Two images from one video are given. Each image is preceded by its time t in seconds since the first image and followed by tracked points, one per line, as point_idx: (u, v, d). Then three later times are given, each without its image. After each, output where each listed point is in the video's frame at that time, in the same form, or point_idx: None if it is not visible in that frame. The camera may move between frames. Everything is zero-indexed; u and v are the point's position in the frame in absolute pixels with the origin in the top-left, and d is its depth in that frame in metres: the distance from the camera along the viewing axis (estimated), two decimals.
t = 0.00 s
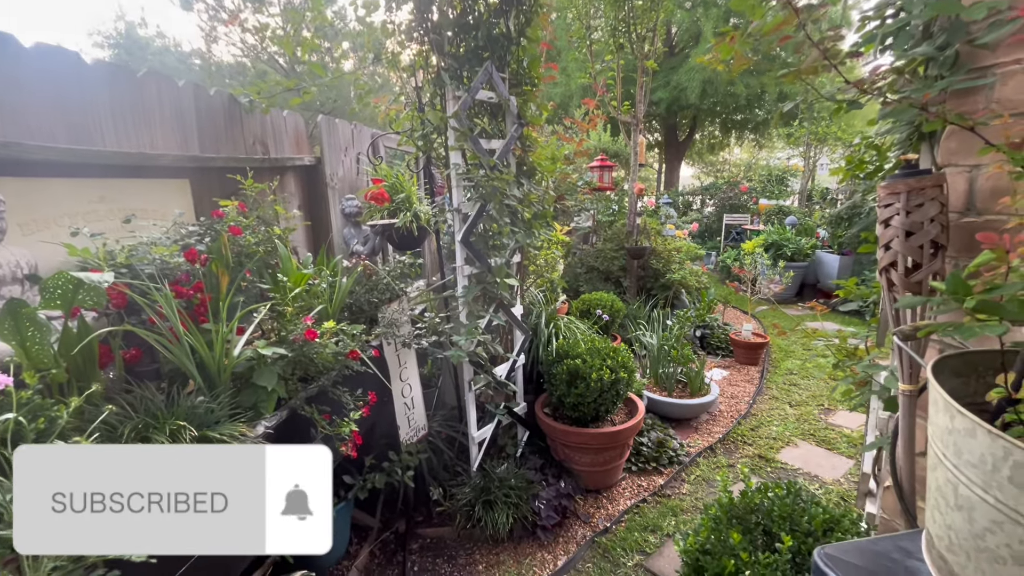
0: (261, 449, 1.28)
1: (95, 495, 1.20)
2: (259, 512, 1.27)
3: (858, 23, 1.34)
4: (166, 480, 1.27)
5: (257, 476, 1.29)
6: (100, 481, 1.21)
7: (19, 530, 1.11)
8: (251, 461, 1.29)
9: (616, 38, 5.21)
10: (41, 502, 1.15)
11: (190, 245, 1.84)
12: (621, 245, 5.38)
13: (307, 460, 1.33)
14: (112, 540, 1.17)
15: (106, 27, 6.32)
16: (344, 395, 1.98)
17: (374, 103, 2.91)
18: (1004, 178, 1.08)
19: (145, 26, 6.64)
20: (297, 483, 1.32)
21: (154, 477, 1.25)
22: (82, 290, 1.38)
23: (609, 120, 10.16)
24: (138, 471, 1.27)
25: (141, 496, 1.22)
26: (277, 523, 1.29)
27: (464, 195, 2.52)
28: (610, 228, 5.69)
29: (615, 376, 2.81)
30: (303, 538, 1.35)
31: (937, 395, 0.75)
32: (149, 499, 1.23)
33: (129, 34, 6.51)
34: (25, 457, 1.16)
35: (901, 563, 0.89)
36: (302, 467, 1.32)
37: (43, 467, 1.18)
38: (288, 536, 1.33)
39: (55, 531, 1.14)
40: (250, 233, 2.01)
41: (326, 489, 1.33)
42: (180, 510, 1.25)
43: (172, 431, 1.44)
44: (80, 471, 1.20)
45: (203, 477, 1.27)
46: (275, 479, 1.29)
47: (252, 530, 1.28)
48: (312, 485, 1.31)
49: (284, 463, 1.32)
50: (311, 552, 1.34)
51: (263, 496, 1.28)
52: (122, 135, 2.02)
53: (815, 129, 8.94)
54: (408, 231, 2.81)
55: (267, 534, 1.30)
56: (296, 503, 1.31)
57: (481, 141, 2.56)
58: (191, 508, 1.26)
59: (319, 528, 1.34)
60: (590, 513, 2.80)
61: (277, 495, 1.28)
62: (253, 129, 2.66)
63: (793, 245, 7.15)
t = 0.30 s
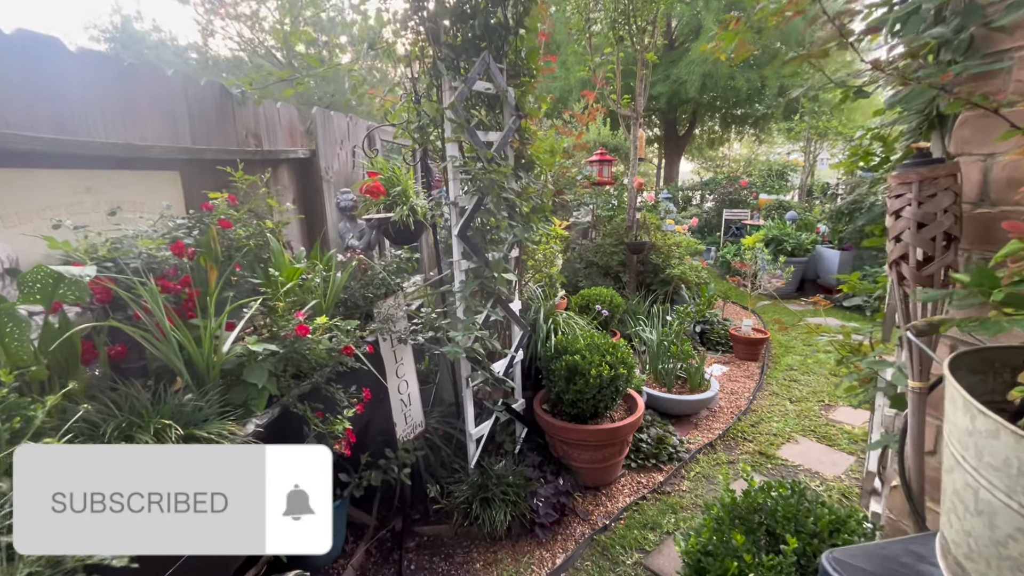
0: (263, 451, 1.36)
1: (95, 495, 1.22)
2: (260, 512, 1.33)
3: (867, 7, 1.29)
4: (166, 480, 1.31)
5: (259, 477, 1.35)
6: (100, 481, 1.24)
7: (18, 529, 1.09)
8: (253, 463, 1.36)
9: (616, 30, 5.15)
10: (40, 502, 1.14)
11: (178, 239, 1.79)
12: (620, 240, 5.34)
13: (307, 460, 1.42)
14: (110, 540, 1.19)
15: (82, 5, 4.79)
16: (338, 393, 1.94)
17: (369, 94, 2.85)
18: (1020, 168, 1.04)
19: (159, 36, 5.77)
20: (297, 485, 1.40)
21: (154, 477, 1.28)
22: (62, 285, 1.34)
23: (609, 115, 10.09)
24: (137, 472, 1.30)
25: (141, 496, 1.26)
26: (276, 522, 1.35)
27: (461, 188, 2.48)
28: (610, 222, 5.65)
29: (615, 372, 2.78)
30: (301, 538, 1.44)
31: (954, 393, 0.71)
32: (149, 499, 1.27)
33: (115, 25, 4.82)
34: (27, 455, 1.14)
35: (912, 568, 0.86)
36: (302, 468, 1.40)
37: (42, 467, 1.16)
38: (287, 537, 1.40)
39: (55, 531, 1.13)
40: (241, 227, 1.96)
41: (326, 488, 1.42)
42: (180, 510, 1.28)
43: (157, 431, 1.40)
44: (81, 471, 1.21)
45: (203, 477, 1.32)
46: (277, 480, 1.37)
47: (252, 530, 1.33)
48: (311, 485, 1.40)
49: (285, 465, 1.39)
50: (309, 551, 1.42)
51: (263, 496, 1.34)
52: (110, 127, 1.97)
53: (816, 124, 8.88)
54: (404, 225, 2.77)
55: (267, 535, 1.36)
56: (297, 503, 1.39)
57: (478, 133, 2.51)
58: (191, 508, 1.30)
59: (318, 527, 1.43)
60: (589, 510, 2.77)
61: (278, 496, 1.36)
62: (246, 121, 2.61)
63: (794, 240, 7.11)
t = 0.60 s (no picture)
0: (260, 449, 1.25)
1: (95, 495, 1.19)
2: (260, 512, 1.25)
3: None
4: (166, 479, 1.25)
5: (257, 476, 1.25)
6: (100, 481, 1.21)
7: (17, 530, 1.12)
8: (250, 460, 1.25)
9: (617, 19, 5.03)
10: (40, 502, 1.16)
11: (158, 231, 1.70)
12: (620, 234, 5.26)
13: (306, 459, 1.30)
14: (111, 540, 1.18)
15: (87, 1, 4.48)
16: (329, 393, 1.86)
17: (363, 83, 2.75)
18: None
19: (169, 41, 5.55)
20: (297, 484, 1.28)
21: (154, 477, 1.23)
22: (28, 281, 1.26)
23: (609, 107, 9.94)
24: (139, 471, 1.26)
25: (141, 496, 1.21)
26: (275, 524, 1.26)
27: (458, 180, 2.39)
28: (610, 217, 5.57)
29: (616, 369, 2.71)
30: (303, 540, 1.32)
31: (1003, 404, 0.64)
32: (149, 499, 1.22)
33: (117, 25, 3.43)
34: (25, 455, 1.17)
35: None
36: (301, 467, 1.29)
37: (42, 467, 1.18)
38: (287, 538, 1.29)
39: (55, 531, 1.14)
40: (226, 219, 1.88)
41: (327, 488, 1.31)
42: (180, 510, 1.23)
43: (131, 436, 1.32)
44: (79, 471, 1.20)
45: (202, 477, 1.25)
46: (276, 478, 1.26)
47: (252, 531, 1.26)
48: (311, 485, 1.29)
49: (284, 463, 1.28)
50: (309, 553, 1.31)
51: (263, 496, 1.26)
52: (87, 114, 1.88)
53: (818, 117, 8.78)
54: (399, 218, 2.69)
55: (267, 536, 1.27)
56: (296, 503, 1.29)
57: (475, 123, 2.42)
58: (191, 508, 1.24)
59: (319, 531, 1.31)
60: (589, 511, 2.70)
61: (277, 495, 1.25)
62: (234, 110, 2.51)
63: (795, 235, 7.04)
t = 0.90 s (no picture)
0: (261, 450, 1.29)
1: (95, 495, 1.18)
2: (260, 511, 1.29)
3: None
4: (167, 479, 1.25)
5: (258, 475, 1.29)
6: (99, 481, 1.20)
7: (19, 530, 1.11)
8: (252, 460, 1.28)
9: (619, 12, 4.92)
10: (40, 502, 1.14)
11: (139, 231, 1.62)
12: (622, 231, 5.17)
13: (306, 460, 1.35)
14: (109, 540, 1.16)
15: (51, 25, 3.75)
16: (321, 399, 1.79)
17: (358, 75, 2.66)
18: None
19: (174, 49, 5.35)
20: (296, 483, 1.34)
21: (155, 477, 1.23)
22: None
23: (610, 102, 9.83)
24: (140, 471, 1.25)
25: (141, 496, 1.21)
26: (275, 523, 1.30)
27: (456, 177, 2.31)
28: (612, 213, 5.49)
29: (619, 370, 2.63)
30: (301, 540, 1.37)
31: None
32: (150, 499, 1.22)
33: (113, 16, 3.25)
34: (25, 455, 1.15)
35: None
36: (302, 467, 1.34)
37: (41, 468, 1.16)
38: (287, 537, 1.34)
39: (55, 530, 1.13)
40: (212, 218, 1.80)
41: (327, 489, 1.37)
42: (180, 510, 1.23)
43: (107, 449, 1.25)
44: (80, 471, 1.19)
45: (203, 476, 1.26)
46: (276, 478, 1.31)
47: (254, 529, 1.29)
48: (312, 485, 1.35)
49: (285, 463, 1.33)
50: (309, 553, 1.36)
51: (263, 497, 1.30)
52: (67, 109, 1.79)
53: (823, 112, 8.66)
54: (395, 215, 2.61)
55: (266, 536, 1.31)
56: (297, 503, 1.33)
57: (474, 117, 2.33)
58: (191, 508, 1.25)
59: (317, 531, 1.37)
60: (591, 516, 2.64)
61: (277, 494, 1.30)
62: (225, 104, 2.43)
63: (799, 231, 6.95)
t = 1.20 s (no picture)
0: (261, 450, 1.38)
1: (95, 495, 1.24)
2: (260, 511, 1.38)
3: None
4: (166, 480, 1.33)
5: (259, 477, 1.38)
6: (99, 482, 1.26)
7: (18, 529, 1.09)
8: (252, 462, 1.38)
9: (617, 8, 4.85)
10: (40, 501, 1.14)
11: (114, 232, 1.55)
12: (620, 231, 5.11)
13: (306, 461, 1.44)
14: (110, 539, 1.22)
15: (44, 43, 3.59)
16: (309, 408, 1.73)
17: (348, 70, 2.58)
18: None
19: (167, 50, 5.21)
20: (296, 485, 1.42)
21: (155, 479, 1.30)
22: None
23: (608, 100, 9.75)
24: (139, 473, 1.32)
25: (141, 496, 1.29)
26: (275, 522, 1.39)
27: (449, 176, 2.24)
28: (609, 213, 5.43)
29: (618, 373, 2.57)
30: (300, 540, 1.45)
31: None
32: (149, 499, 1.30)
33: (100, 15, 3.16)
34: (27, 455, 1.16)
35: None
36: (302, 468, 1.43)
37: (42, 468, 1.18)
38: (287, 536, 1.43)
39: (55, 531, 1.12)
40: (194, 219, 1.74)
41: (326, 489, 1.46)
42: (180, 509, 1.32)
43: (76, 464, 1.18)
44: (80, 472, 1.23)
45: (202, 478, 1.34)
46: (276, 479, 1.40)
47: (252, 529, 1.38)
48: (311, 486, 1.43)
49: (285, 465, 1.42)
50: (308, 551, 1.44)
51: (263, 496, 1.39)
52: (40, 106, 1.72)
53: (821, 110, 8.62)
54: (388, 215, 2.54)
55: (267, 534, 1.40)
56: (296, 503, 1.42)
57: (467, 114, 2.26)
58: (190, 508, 1.33)
59: (317, 531, 1.45)
60: (589, 522, 2.58)
61: (277, 494, 1.39)
62: (211, 101, 2.35)
63: (797, 230, 6.92)
